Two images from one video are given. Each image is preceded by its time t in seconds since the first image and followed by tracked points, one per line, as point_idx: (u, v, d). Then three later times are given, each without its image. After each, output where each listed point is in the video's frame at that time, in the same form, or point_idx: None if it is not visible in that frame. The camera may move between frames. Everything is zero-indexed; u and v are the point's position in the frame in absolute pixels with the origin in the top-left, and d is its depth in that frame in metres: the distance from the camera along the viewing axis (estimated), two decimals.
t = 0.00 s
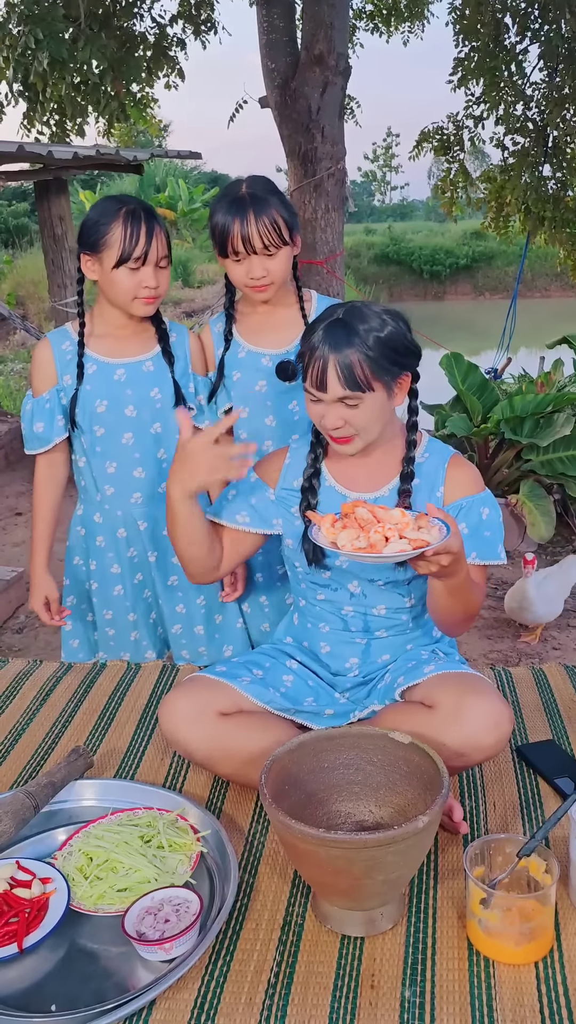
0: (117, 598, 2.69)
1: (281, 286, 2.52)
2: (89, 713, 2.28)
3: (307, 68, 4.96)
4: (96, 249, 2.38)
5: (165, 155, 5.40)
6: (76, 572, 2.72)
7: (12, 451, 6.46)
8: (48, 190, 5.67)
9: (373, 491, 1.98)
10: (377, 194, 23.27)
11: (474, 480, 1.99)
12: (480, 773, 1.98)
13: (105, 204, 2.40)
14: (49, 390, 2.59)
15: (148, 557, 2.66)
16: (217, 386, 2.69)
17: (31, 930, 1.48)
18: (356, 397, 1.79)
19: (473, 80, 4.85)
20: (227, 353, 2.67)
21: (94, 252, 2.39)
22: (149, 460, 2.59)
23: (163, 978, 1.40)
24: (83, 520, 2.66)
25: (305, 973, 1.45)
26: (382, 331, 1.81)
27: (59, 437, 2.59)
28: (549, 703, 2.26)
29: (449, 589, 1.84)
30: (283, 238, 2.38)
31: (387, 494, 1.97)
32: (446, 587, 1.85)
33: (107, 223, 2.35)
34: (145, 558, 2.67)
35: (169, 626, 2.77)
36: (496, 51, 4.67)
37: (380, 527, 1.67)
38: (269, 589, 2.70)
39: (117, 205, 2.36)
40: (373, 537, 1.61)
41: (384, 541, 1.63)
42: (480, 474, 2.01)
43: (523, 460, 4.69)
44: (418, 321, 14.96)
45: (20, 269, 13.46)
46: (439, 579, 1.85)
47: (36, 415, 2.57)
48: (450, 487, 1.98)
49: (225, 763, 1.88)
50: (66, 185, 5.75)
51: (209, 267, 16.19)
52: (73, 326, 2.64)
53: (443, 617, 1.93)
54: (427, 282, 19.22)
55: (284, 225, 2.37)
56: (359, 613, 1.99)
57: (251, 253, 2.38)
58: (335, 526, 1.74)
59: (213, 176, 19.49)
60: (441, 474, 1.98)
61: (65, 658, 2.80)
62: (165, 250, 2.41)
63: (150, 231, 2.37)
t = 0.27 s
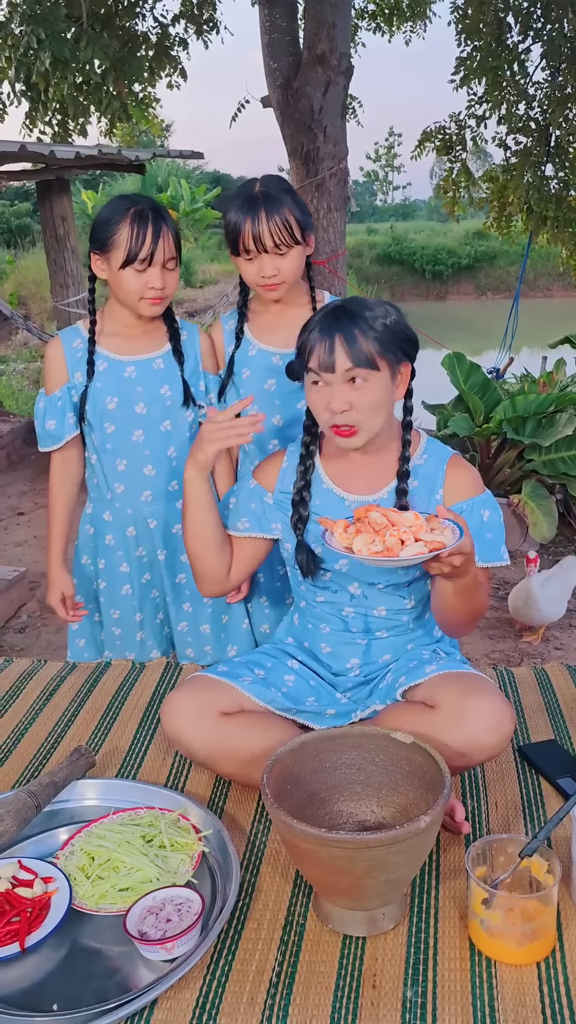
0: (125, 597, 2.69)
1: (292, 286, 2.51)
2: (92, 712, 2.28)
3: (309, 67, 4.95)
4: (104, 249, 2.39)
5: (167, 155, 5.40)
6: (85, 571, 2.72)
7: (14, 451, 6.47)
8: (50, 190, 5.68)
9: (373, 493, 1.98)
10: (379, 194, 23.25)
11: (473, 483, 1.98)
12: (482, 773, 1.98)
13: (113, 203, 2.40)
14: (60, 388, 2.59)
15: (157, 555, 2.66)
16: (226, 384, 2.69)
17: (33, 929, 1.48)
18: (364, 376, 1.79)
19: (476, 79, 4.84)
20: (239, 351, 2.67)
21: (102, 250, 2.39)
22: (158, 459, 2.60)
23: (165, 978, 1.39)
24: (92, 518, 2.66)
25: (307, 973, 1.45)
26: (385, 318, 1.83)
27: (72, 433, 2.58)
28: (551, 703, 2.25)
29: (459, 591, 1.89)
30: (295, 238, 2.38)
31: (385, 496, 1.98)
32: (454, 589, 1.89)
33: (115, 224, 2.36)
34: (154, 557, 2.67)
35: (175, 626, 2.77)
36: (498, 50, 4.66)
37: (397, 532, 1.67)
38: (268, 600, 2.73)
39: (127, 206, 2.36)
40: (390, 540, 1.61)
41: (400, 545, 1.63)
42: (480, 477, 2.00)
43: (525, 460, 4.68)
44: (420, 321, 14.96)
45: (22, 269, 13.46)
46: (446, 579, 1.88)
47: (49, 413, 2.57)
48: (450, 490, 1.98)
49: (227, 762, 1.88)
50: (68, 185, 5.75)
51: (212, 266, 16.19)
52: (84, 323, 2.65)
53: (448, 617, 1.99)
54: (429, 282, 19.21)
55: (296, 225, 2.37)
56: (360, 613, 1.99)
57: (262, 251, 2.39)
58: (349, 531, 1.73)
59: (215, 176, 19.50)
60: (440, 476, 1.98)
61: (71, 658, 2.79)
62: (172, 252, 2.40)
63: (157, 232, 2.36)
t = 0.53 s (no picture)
0: (130, 596, 2.70)
1: (301, 286, 2.52)
2: (95, 710, 2.28)
3: (311, 67, 4.95)
4: (112, 248, 2.39)
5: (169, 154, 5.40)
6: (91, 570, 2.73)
7: (16, 449, 6.47)
8: (52, 189, 5.68)
9: (378, 493, 1.98)
10: (380, 193, 23.25)
11: (480, 483, 1.98)
12: (484, 772, 1.98)
13: (121, 205, 2.40)
14: (68, 386, 2.59)
15: (163, 554, 2.68)
16: (234, 381, 2.68)
17: (36, 926, 1.49)
18: (363, 385, 1.78)
19: (478, 79, 4.84)
20: (248, 345, 2.68)
21: (111, 252, 2.40)
22: (165, 458, 2.61)
23: (169, 975, 1.40)
24: (99, 516, 2.66)
25: (309, 970, 1.45)
26: (383, 319, 1.83)
27: (80, 433, 2.59)
28: (553, 701, 2.26)
29: (456, 592, 1.86)
30: (304, 238, 2.39)
31: (391, 496, 1.98)
32: (452, 594, 1.88)
33: (124, 224, 2.36)
34: (159, 556, 2.68)
35: (179, 624, 2.79)
36: (500, 50, 4.66)
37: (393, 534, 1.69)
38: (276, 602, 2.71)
39: (135, 207, 2.36)
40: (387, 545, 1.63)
41: (397, 549, 1.65)
42: (487, 478, 2.00)
43: (527, 459, 4.68)
44: (421, 320, 14.97)
45: (23, 268, 13.46)
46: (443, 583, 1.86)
47: (56, 412, 2.58)
48: (455, 489, 1.98)
49: (230, 760, 1.89)
50: (70, 184, 5.76)
51: (213, 266, 16.19)
52: (91, 321, 2.65)
53: (447, 622, 1.96)
54: (430, 281, 19.22)
55: (305, 224, 2.38)
56: (365, 612, 2.00)
57: (271, 250, 2.40)
58: (346, 533, 1.75)
59: (216, 174, 19.50)
60: (447, 477, 1.98)
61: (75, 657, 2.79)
62: (180, 252, 2.42)
63: (166, 232, 2.37)
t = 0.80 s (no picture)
0: (132, 592, 2.71)
1: (304, 286, 2.52)
2: (97, 707, 2.29)
3: (313, 66, 4.95)
4: (114, 252, 2.40)
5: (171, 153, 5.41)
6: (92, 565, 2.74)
7: (18, 447, 6.48)
8: (54, 187, 5.69)
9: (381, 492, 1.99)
10: (382, 192, 23.24)
11: (484, 480, 1.99)
12: (485, 769, 1.99)
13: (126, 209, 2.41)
14: (72, 382, 2.60)
15: (164, 551, 2.70)
16: (240, 379, 2.69)
17: (39, 921, 1.49)
18: (359, 395, 1.79)
19: (480, 78, 4.84)
20: (255, 345, 2.68)
21: (112, 254, 2.41)
22: (167, 454, 2.62)
23: (171, 970, 1.41)
24: (100, 513, 2.67)
25: (311, 965, 1.46)
26: (386, 329, 1.82)
27: (82, 430, 2.60)
28: (554, 699, 2.26)
29: (462, 587, 1.86)
30: (306, 239, 2.39)
31: (393, 493, 1.99)
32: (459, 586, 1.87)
33: (126, 229, 2.37)
34: (161, 552, 2.69)
35: (181, 620, 2.80)
36: (502, 48, 4.66)
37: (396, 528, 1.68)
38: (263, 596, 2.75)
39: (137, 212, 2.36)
40: (390, 537, 1.62)
41: (400, 542, 1.65)
42: (491, 475, 2.01)
43: (529, 458, 4.68)
44: (423, 319, 14.96)
45: (25, 266, 13.46)
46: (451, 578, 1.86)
47: (60, 408, 2.59)
48: (457, 486, 1.99)
49: (232, 757, 1.89)
50: (72, 182, 5.76)
51: (215, 264, 16.20)
52: (96, 318, 2.66)
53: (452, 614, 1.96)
54: (432, 280, 19.21)
55: (308, 224, 2.37)
56: (367, 606, 2.00)
57: (273, 251, 2.41)
58: (350, 527, 1.74)
59: (218, 173, 19.50)
60: (450, 475, 1.99)
61: (77, 653, 2.80)
62: (179, 260, 2.39)
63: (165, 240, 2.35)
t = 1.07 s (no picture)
0: (133, 591, 2.71)
1: (306, 284, 2.51)
2: (99, 705, 2.29)
3: (314, 64, 4.96)
4: (109, 253, 2.41)
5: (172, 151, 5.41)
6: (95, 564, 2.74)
7: (20, 445, 6.48)
8: (56, 186, 5.70)
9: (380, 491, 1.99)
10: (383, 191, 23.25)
11: (484, 476, 2.00)
12: (487, 766, 1.99)
13: (123, 212, 2.41)
14: (74, 380, 2.62)
15: (166, 549, 2.69)
16: (242, 377, 2.71)
17: (42, 917, 1.50)
18: (354, 376, 1.79)
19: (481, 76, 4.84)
20: (257, 344, 2.69)
21: (109, 255, 2.42)
22: (170, 454, 2.62)
23: (172, 966, 1.41)
24: (101, 511, 2.68)
25: (313, 961, 1.46)
26: (386, 321, 1.82)
27: (83, 428, 2.61)
28: (556, 696, 2.27)
29: (465, 577, 1.85)
30: (307, 238, 2.39)
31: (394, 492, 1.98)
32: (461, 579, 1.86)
33: (121, 231, 2.37)
34: (163, 551, 2.70)
35: (181, 618, 2.80)
36: (504, 47, 4.65)
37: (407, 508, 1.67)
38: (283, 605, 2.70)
39: (134, 214, 2.36)
40: (401, 518, 1.61)
41: (410, 522, 1.64)
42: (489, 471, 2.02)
43: (530, 456, 4.68)
44: (424, 318, 14.96)
45: (26, 264, 13.46)
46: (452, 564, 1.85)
47: (62, 407, 2.60)
48: (457, 482, 2.00)
49: (234, 754, 1.90)
50: (74, 181, 5.77)
51: (216, 263, 16.20)
52: (100, 317, 2.67)
53: (449, 613, 1.97)
54: (433, 279, 19.21)
55: (309, 224, 2.38)
56: (366, 606, 2.01)
57: (274, 250, 2.41)
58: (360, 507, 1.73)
59: (219, 171, 19.50)
60: (449, 472, 1.99)
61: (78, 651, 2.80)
62: (173, 262, 2.37)
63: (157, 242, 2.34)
